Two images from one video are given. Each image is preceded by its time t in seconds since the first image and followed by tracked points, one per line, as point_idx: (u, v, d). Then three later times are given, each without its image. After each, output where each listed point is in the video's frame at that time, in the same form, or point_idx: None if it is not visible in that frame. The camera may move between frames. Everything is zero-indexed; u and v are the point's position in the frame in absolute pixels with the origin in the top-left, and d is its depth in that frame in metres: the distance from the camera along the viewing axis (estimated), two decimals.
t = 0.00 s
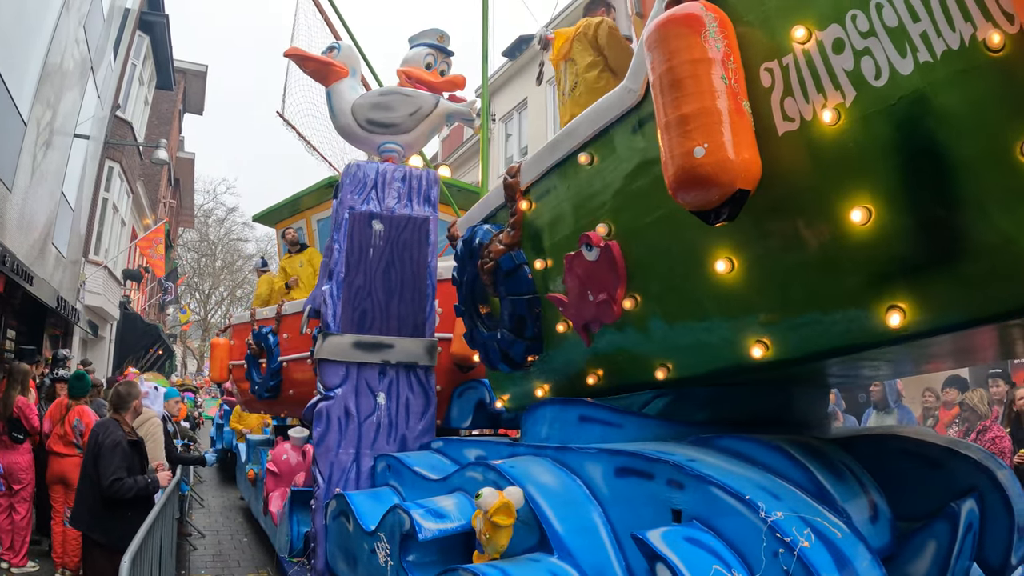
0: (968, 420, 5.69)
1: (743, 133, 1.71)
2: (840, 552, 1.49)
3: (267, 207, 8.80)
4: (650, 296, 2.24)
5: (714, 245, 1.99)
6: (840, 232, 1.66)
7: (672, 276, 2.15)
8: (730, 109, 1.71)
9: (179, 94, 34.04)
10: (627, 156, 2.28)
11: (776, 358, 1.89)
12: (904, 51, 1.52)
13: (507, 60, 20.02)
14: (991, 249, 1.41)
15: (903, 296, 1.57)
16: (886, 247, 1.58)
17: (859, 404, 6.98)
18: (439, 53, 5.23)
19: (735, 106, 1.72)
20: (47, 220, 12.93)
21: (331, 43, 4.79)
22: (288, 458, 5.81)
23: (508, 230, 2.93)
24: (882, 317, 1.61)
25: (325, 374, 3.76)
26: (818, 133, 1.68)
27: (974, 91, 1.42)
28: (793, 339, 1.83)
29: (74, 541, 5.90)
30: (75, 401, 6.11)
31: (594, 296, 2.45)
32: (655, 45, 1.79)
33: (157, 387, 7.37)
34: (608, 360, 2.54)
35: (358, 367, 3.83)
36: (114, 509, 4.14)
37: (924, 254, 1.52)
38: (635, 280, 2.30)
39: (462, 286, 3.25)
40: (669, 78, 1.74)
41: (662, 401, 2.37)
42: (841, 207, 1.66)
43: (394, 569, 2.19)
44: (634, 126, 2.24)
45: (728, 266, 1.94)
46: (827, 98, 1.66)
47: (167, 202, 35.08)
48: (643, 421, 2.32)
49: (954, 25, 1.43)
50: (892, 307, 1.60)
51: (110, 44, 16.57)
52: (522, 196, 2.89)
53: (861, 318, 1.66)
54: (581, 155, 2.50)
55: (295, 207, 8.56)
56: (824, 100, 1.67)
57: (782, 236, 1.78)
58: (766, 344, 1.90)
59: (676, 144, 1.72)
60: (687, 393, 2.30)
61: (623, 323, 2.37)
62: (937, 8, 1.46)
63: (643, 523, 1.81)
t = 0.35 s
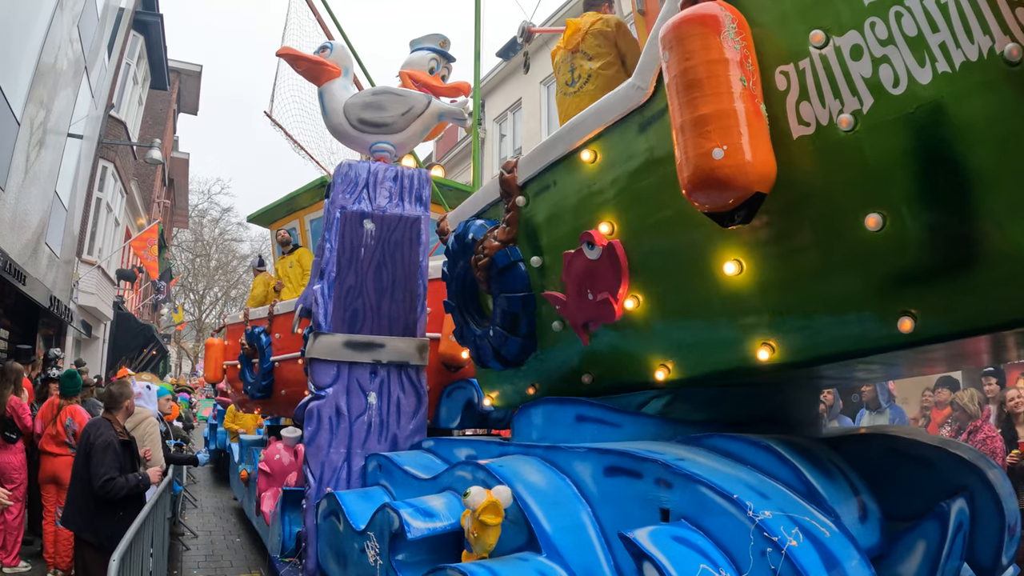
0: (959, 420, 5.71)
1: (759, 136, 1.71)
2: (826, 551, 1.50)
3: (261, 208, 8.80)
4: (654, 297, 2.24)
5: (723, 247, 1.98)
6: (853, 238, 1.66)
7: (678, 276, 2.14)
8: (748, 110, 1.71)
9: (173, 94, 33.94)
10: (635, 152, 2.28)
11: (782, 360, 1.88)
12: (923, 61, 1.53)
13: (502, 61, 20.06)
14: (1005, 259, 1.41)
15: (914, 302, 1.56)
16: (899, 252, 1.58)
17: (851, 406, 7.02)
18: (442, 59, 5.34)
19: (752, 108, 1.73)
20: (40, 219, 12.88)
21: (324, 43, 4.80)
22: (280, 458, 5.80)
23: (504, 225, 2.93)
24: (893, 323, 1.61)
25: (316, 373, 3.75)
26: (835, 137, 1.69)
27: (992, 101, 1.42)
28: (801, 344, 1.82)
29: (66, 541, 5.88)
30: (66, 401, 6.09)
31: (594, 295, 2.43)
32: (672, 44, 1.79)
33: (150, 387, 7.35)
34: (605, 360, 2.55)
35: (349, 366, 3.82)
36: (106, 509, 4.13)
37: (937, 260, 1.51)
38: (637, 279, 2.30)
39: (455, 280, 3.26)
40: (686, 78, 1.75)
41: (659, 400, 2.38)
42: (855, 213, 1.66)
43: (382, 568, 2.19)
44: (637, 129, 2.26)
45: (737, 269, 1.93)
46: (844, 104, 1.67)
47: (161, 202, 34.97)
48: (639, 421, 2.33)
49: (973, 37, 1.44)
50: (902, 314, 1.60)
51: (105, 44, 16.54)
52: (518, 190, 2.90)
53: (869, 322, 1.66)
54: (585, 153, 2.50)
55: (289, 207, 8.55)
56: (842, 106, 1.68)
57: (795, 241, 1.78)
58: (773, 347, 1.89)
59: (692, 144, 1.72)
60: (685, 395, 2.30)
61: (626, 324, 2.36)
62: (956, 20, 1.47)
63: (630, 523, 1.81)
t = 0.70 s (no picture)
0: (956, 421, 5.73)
1: (789, 142, 1.72)
2: (824, 551, 1.50)
3: (258, 208, 8.79)
4: (665, 298, 2.24)
5: (743, 252, 1.98)
6: (878, 246, 1.68)
7: (695, 280, 2.13)
8: (779, 116, 1.72)
9: (169, 93, 33.85)
10: (652, 152, 2.26)
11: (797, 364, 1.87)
12: (953, 75, 1.57)
13: (499, 61, 20.04)
14: None
15: (938, 312, 1.58)
16: (926, 261, 1.60)
17: (850, 405, 7.04)
18: (445, 63, 5.35)
19: (782, 114, 1.74)
20: (36, 219, 12.83)
21: (321, 42, 4.79)
22: (277, 457, 5.78)
23: (507, 222, 2.92)
24: (915, 331, 1.63)
25: (312, 373, 3.76)
26: (863, 146, 1.71)
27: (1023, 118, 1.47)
28: (819, 348, 1.82)
29: (62, 541, 5.85)
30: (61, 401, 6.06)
31: (604, 294, 2.44)
32: (702, 47, 1.79)
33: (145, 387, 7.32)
34: (607, 360, 2.54)
35: (345, 366, 3.82)
36: (103, 508, 4.11)
37: (965, 271, 1.54)
38: (650, 280, 2.29)
39: (453, 276, 3.27)
40: (717, 81, 1.75)
41: (666, 401, 2.41)
42: (881, 221, 1.67)
43: (379, 568, 2.18)
44: (653, 129, 2.25)
45: (758, 272, 1.93)
46: (872, 115, 1.70)
47: (156, 202, 34.88)
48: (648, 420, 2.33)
49: (1003, 55, 1.50)
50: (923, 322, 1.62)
51: (100, 43, 16.47)
52: (524, 187, 2.90)
53: (890, 331, 1.67)
54: (599, 150, 2.48)
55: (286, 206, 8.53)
56: (871, 116, 1.70)
57: (818, 247, 1.79)
58: (790, 351, 1.88)
59: (724, 148, 1.72)
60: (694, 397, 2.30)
61: (636, 325, 2.35)
62: (987, 37, 1.52)
63: (628, 522, 1.81)
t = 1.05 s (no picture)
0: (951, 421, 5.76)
1: (819, 146, 1.74)
2: (822, 550, 1.50)
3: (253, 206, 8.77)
4: (676, 298, 2.25)
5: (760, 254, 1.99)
6: (900, 253, 1.72)
7: (707, 282, 2.15)
8: (809, 120, 1.74)
9: (164, 91, 33.73)
10: (668, 150, 2.25)
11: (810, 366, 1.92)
12: (979, 89, 1.63)
13: (495, 60, 20.04)
14: None
15: (958, 318, 1.65)
16: (948, 269, 1.66)
17: (846, 404, 7.06)
18: (445, 66, 5.36)
19: (812, 118, 1.76)
20: (31, 216, 12.77)
21: (316, 39, 4.77)
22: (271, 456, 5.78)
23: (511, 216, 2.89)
24: (934, 337, 1.69)
25: (307, 370, 3.74)
26: (888, 153, 1.74)
27: None
28: (836, 351, 1.87)
29: (56, 540, 5.83)
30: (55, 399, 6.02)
31: (613, 292, 2.43)
32: (733, 48, 1.80)
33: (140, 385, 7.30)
34: (612, 357, 2.54)
35: (341, 363, 3.81)
36: (99, 505, 4.10)
37: (984, 280, 1.61)
38: (662, 280, 2.29)
39: (450, 269, 3.26)
40: (748, 83, 1.76)
41: (671, 402, 2.43)
42: (903, 228, 1.72)
43: (374, 567, 2.18)
44: (671, 128, 2.24)
45: (775, 275, 1.95)
46: (899, 122, 1.73)
47: (151, 200, 34.79)
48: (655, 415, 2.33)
49: None
50: (942, 328, 1.68)
51: (95, 39, 16.41)
52: (529, 180, 2.87)
53: (908, 335, 1.73)
54: (614, 146, 2.46)
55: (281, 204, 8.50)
56: (897, 124, 1.74)
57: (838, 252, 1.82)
58: (802, 353, 1.93)
59: (757, 150, 1.74)
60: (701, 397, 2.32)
61: (644, 324, 2.35)
62: (1013, 53, 1.59)
63: (625, 520, 1.81)
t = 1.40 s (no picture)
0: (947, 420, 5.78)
1: (848, 149, 1.76)
2: (823, 548, 1.50)
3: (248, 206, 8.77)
4: (690, 297, 2.25)
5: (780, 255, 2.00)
6: (922, 258, 1.76)
7: (722, 283, 2.16)
8: (839, 124, 1.75)
9: (159, 89, 33.62)
10: (687, 149, 2.24)
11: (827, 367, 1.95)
12: (1004, 100, 1.69)
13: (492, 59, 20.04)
14: None
15: (975, 324, 1.71)
16: (968, 276, 1.71)
17: (843, 403, 7.08)
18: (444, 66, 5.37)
19: (842, 121, 1.77)
20: (25, 215, 12.71)
21: (313, 37, 4.78)
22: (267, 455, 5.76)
23: (518, 210, 2.88)
24: (951, 341, 1.74)
25: (304, 368, 3.72)
26: (912, 161, 1.78)
27: None
28: (852, 352, 1.89)
29: (50, 539, 5.80)
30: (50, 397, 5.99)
31: (625, 290, 2.43)
32: (764, 50, 1.80)
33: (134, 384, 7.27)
34: (620, 355, 2.55)
35: (338, 362, 3.80)
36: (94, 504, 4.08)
37: (1003, 287, 1.67)
38: (678, 280, 2.28)
39: (450, 264, 3.25)
40: (780, 86, 1.77)
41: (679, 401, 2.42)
42: (926, 234, 1.76)
43: (372, 567, 2.17)
44: (690, 126, 2.23)
45: (796, 277, 1.96)
46: (924, 130, 1.77)
47: (146, 199, 34.69)
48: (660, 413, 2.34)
49: None
50: (959, 332, 1.73)
51: (90, 38, 16.36)
52: (539, 174, 2.86)
53: (926, 338, 1.77)
54: (630, 141, 2.45)
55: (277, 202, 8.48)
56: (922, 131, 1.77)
57: (861, 255, 1.84)
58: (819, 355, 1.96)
59: (789, 153, 1.74)
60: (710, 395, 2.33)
61: (656, 322, 2.36)
62: None
63: (625, 518, 1.81)
